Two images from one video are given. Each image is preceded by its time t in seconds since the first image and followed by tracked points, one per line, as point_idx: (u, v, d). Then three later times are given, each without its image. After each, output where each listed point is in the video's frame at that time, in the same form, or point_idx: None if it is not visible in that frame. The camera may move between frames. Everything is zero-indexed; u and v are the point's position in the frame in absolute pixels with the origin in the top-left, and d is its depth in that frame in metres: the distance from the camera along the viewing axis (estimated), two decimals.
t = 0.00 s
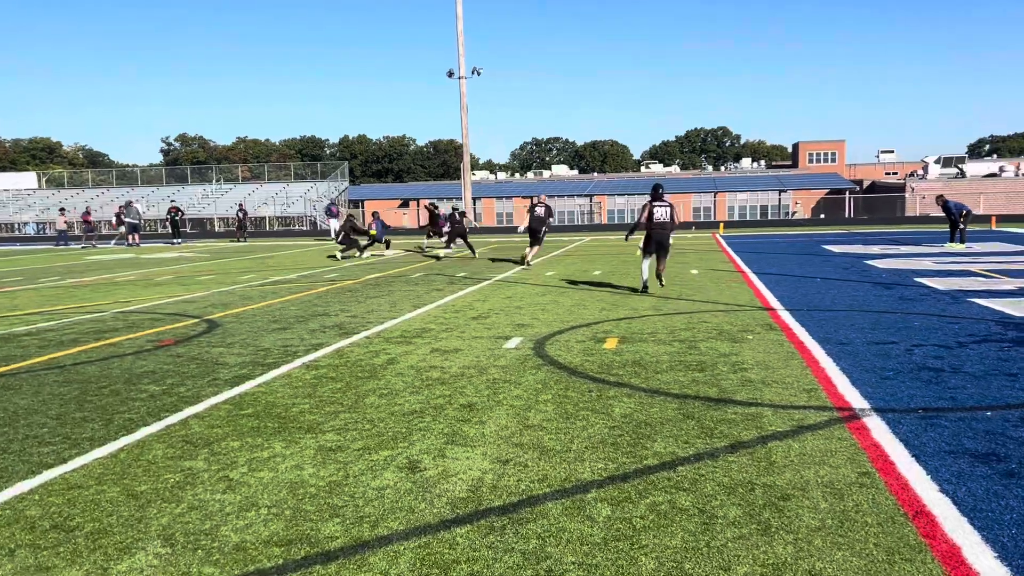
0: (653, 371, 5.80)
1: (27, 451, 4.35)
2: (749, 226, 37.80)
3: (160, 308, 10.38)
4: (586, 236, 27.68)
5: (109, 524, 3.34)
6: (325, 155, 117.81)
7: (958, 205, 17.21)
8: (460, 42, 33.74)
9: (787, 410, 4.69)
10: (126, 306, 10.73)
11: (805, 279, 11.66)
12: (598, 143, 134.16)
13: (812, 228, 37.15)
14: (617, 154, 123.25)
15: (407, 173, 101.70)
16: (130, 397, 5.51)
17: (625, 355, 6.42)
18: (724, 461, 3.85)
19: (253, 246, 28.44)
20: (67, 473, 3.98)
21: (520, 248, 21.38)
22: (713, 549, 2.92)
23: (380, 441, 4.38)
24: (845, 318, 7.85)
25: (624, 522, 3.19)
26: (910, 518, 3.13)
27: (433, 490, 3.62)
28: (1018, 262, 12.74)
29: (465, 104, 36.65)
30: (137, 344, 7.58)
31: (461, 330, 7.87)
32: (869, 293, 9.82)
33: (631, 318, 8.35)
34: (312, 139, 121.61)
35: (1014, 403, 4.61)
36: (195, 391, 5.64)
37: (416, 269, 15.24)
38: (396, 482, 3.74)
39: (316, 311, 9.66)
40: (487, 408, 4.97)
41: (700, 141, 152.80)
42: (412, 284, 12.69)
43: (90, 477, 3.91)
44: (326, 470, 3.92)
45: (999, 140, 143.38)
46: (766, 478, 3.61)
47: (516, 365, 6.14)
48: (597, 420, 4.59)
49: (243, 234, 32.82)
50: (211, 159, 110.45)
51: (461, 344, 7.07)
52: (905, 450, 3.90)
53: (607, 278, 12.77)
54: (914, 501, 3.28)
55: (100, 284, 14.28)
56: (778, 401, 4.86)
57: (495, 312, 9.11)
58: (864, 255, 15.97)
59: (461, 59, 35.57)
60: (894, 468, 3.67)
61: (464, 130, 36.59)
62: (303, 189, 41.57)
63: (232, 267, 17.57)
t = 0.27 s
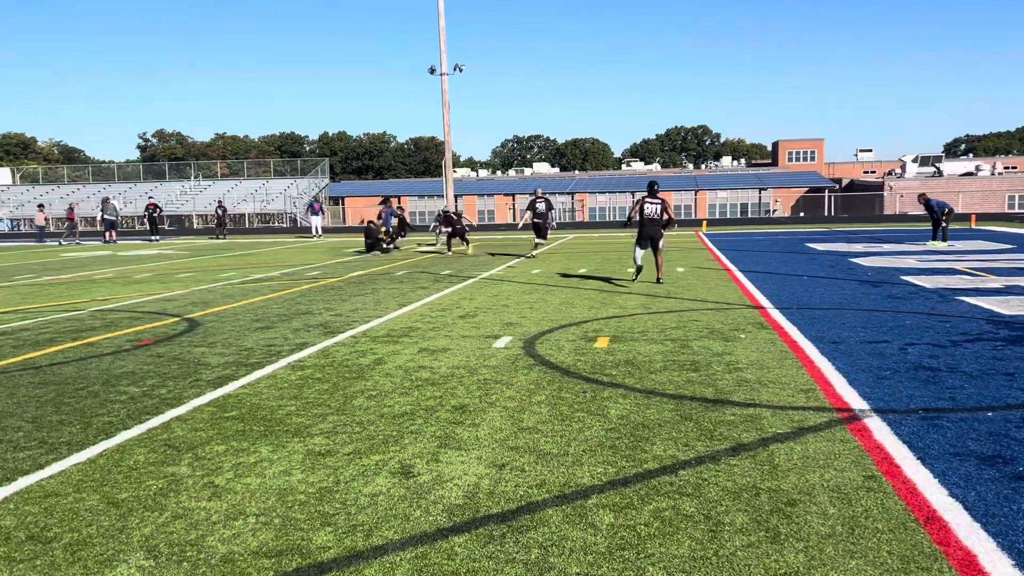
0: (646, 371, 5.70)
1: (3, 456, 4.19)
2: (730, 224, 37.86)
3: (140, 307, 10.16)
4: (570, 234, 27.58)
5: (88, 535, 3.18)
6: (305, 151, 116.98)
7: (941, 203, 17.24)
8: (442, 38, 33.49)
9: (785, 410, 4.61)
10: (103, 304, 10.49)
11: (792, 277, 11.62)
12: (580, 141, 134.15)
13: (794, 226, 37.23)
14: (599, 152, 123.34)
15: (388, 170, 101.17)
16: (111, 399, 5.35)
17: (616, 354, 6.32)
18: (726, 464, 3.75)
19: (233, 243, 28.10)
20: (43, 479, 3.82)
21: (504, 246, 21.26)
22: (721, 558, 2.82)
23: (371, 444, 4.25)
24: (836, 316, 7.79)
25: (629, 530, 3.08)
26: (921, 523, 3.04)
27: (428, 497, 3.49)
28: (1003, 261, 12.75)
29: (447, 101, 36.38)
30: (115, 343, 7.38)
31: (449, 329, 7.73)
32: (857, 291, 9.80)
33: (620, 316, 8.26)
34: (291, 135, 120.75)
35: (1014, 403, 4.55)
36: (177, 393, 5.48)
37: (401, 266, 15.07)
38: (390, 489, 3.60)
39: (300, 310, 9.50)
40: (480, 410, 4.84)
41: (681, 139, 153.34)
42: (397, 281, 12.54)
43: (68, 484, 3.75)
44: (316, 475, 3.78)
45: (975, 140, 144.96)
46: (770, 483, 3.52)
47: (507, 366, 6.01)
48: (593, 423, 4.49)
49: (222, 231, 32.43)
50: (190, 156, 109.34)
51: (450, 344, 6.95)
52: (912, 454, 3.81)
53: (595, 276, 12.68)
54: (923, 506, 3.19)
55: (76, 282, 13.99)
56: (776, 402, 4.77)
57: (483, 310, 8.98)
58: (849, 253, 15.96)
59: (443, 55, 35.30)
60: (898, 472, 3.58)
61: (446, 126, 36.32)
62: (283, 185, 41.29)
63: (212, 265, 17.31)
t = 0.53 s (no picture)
0: (643, 373, 5.58)
1: None
2: (713, 222, 37.95)
3: (120, 306, 9.92)
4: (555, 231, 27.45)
5: (66, 553, 3.01)
6: (286, 148, 116.04)
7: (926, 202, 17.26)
8: (425, 34, 33.25)
9: (788, 415, 4.49)
10: (82, 303, 10.25)
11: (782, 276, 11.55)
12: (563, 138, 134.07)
13: (777, 224, 37.28)
14: (581, 149, 123.30)
15: (370, 167, 100.58)
16: (90, 404, 5.16)
17: (611, 356, 6.20)
18: (732, 473, 3.64)
19: (214, 240, 27.77)
20: (19, 491, 3.64)
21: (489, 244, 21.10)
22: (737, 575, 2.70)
23: (363, 452, 4.09)
24: (831, 317, 7.71)
25: (638, 544, 2.95)
26: (940, 536, 2.93)
27: (427, 510, 3.34)
28: (990, 259, 12.75)
29: (430, 97, 36.13)
30: (95, 344, 7.17)
31: (438, 330, 7.57)
32: (848, 290, 9.74)
33: (613, 316, 8.14)
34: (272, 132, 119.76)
35: (1020, 406, 4.47)
36: (160, 397, 5.29)
37: (386, 264, 14.87)
38: (386, 501, 3.45)
39: (285, 309, 9.30)
40: (475, 415, 4.70)
41: (663, 137, 153.67)
42: (383, 280, 12.35)
43: (45, 496, 3.56)
44: (306, 487, 3.63)
45: (954, 139, 146.24)
46: (780, 493, 3.40)
47: (501, 368, 5.87)
48: (593, 429, 4.35)
49: (203, 229, 32.04)
50: (169, 152, 108.16)
51: (440, 345, 6.80)
52: (923, 461, 3.70)
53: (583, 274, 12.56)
54: (940, 517, 3.08)
55: (54, 280, 13.70)
56: (778, 406, 4.67)
57: (472, 310, 8.82)
58: (835, 251, 15.93)
59: (426, 51, 35.05)
60: (911, 480, 3.47)
61: (429, 123, 36.07)
62: (265, 182, 40.91)
63: (194, 263, 17.02)
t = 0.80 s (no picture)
0: (646, 374, 5.48)
1: None
2: (700, 220, 37.99)
3: (107, 305, 9.71)
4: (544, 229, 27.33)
5: (62, 566, 2.87)
6: (271, 145, 115.25)
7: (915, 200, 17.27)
8: (412, 31, 33.03)
9: (798, 417, 4.41)
10: (68, 302, 10.05)
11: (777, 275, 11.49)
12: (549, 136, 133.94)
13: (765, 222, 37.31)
14: (568, 147, 123.19)
15: (356, 164, 100.06)
16: (80, 406, 5.00)
17: (613, 356, 6.09)
18: (748, 477, 3.54)
19: (199, 237, 27.48)
20: (9, 499, 3.50)
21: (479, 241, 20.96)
22: None
23: (366, 456, 3.97)
24: (831, 315, 7.64)
25: (658, 555, 2.84)
26: (969, 544, 2.84)
27: (436, 518, 3.22)
28: (983, 257, 12.75)
29: (417, 94, 35.90)
30: (83, 344, 6.99)
31: (435, 329, 7.44)
32: (845, 288, 9.69)
33: (611, 315, 8.04)
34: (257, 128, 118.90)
35: None
36: (153, 399, 5.14)
37: (377, 262, 14.71)
38: (393, 509, 3.33)
39: (277, 308, 9.14)
40: (479, 418, 4.58)
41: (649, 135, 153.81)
42: (375, 278, 12.20)
43: (37, 505, 3.42)
44: (309, 493, 3.50)
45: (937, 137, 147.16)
46: (799, 499, 3.30)
47: (501, 369, 5.76)
48: (601, 432, 4.25)
49: (188, 226, 31.71)
50: (153, 149, 107.21)
51: (437, 345, 6.67)
52: (941, 465, 3.62)
53: (576, 272, 12.45)
54: (966, 524, 3.00)
55: (38, 278, 13.46)
56: (788, 408, 4.58)
57: (468, 309, 8.69)
58: (827, 249, 15.91)
59: (413, 48, 34.83)
60: (933, 485, 3.38)
61: (417, 120, 35.84)
62: (251, 179, 40.57)
63: (180, 260, 16.78)
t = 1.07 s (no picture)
0: (659, 372, 5.39)
1: None
2: (694, 216, 37.95)
3: (103, 302, 9.57)
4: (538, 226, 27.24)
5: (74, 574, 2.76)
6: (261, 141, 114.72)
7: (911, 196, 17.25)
8: (406, 26, 32.87)
9: (819, 416, 4.33)
10: (63, 299, 9.90)
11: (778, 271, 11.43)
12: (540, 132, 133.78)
13: (758, 219, 37.34)
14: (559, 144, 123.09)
15: (347, 160, 99.69)
16: (84, 406, 4.88)
17: (623, 354, 6.01)
18: (776, 479, 3.46)
19: (191, 233, 27.28)
20: (15, 503, 3.38)
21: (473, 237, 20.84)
22: None
23: (382, 458, 3.87)
24: (839, 313, 7.58)
25: (693, 560, 2.76)
26: (1010, 548, 2.77)
27: (460, 523, 3.13)
28: (983, 254, 12.74)
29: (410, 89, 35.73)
30: (82, 342, 6.85)
31: (440, 327, 7.34)
32: (848, 285, 9.64)
33: (616, 312, 7.97)
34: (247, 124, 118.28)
35: None
36: (158, 399, 5.02)
37: (374, 259, 14.59)
38: (415, 513, 3.23)
39: (277, 305, 9.02)
40: (494, 418, 4.48)
41: (640, 132, 153.86)
42: (373, 275, 12.08)
43: (45, 509, 3.31)
44: (325, 497, 3.40)
45: (926, 135, 147.78)
46: (831, 501, 3.22)
47: (512, 367, 5.66)
48: (620, 432, 4.16)
49: (180, 222, 31.50)
50: (142, 144, 106.53)
51: (444, 343, 6.57)
52: (972, 465, 3.54)
53: (576, 269, 12.37)
54: (1005, 528, 2.92)
55: (31, 275, 13.28)
56: (808, 407, 4.51)
57: (471, 306, 8.59)
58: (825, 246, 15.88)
59: (406, 43, 34.66)
60: (966, 487, 3.31)
61: (410, 115, 35.67)
62: (242, 175, 40.32)
63: (174, 257, 16.61)
